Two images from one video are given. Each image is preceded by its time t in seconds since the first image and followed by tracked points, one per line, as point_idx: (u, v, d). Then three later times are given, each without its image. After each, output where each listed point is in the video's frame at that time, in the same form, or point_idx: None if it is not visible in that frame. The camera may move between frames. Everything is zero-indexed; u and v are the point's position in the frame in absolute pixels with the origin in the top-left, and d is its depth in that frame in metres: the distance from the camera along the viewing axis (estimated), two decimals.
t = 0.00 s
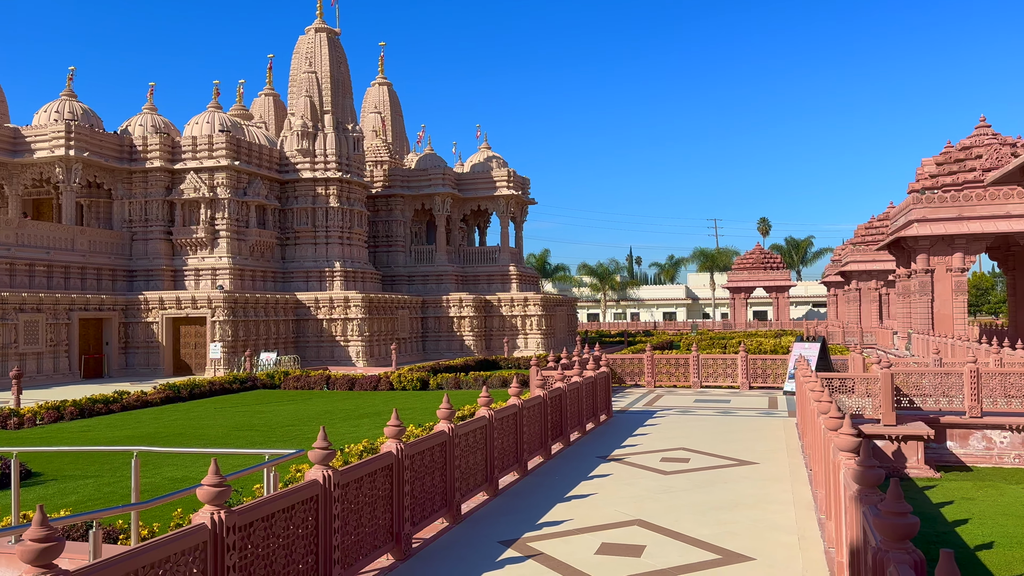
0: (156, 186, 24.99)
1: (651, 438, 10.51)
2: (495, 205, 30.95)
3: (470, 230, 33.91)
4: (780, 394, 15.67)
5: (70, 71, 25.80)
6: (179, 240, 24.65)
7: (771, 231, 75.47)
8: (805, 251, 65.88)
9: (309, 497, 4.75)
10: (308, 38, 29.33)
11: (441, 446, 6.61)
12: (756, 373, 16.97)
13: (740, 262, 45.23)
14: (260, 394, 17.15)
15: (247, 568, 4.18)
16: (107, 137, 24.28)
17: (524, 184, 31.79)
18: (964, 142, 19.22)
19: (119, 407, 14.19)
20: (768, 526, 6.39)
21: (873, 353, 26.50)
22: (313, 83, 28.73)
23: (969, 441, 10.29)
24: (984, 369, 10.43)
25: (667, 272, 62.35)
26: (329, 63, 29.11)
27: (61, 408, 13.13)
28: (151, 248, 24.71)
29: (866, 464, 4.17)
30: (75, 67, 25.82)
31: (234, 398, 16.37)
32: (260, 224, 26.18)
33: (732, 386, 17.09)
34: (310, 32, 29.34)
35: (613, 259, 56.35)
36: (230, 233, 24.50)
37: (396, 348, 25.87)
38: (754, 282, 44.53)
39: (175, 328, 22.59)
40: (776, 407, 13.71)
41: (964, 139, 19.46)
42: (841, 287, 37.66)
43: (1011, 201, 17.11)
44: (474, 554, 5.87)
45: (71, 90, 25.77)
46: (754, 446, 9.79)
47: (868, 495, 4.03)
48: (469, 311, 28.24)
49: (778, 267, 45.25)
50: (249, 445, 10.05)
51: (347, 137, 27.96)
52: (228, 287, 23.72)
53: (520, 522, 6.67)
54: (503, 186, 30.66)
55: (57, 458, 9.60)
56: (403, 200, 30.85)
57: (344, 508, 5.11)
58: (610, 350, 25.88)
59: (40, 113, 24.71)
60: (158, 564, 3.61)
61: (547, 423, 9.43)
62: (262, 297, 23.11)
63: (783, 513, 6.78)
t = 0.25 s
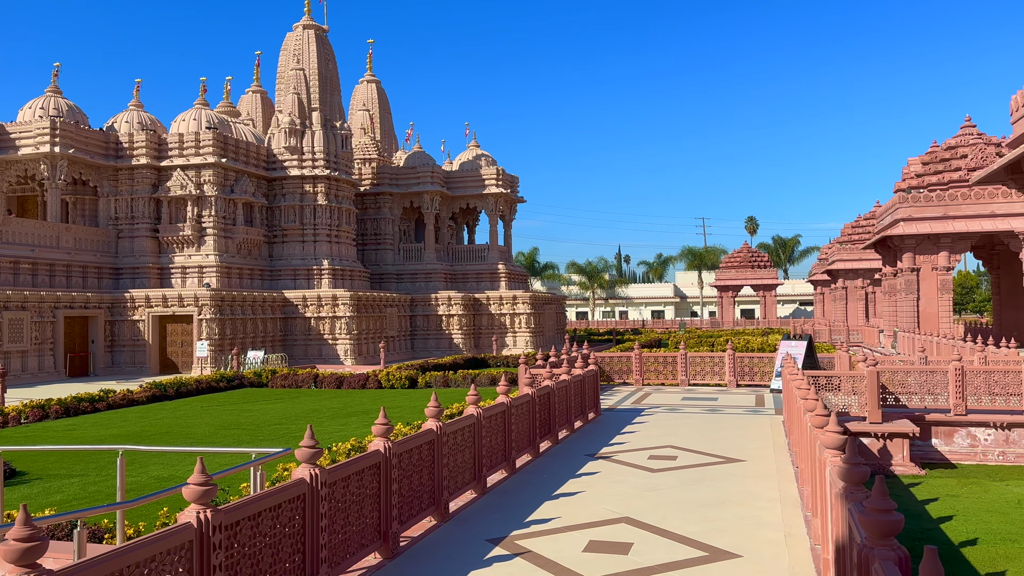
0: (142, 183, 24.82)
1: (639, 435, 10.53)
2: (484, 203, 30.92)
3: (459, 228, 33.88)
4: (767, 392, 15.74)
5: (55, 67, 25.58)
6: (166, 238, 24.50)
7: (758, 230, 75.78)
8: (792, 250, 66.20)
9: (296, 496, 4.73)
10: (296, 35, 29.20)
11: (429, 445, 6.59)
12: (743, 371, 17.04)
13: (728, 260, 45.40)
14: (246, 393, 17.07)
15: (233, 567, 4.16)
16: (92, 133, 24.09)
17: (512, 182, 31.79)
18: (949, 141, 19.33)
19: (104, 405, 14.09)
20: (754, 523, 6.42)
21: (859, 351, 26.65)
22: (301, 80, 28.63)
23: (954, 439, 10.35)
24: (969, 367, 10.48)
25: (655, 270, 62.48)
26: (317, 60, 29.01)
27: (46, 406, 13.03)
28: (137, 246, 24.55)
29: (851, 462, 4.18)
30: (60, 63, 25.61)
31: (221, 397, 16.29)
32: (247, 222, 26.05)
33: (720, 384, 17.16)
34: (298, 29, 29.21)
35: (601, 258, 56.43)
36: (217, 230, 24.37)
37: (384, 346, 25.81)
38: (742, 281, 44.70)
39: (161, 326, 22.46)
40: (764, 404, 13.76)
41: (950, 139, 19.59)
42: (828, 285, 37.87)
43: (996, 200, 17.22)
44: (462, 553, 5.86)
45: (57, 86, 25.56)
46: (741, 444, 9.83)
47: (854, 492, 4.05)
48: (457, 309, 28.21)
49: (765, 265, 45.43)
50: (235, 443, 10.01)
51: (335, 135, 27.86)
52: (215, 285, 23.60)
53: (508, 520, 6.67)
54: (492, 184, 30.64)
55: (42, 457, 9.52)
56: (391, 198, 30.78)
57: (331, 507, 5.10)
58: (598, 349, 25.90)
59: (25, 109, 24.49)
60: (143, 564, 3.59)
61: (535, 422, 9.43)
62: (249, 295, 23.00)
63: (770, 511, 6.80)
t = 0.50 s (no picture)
0: (127, 180, 24.63)
1: (626, 433, 10.56)
2: (472, 202, 30.89)
3: (447, 226, 33.85)
4: (753, 390, 15.82)
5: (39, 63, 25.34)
6: (151, 235, 24.34)
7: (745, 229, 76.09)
8: (779, 249, 66.54)
9: (283, 495, 4.71)
10: (283, 32, 29.05)
11: (417, 443, 6.58)
12: (730, 369, 17.11)
13: (715, 259, 45.57)
14: (233, 391, 16.98)
15: (219, 566, 4.14)
16: (77, 130, 23.89)
17: (501, 180, 31.77)
18: (934, 141, 19.47)
19: (89, 404, 13.98)
20: (741, 520, 6.45)
21: (845, 349, 26.83)
22: (288, 77, 28.48)
23: (938, 437, 10.46)
24: (953, 365, 10.55)
25: (643, 269, 62.62)
26: (305, 57, 28.87)
27: (31, 405, 12.92)
28: (123, 244, 24.37)
29: (837, 459, 4.21)
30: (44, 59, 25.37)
31: (207, 395, 16.19)
32: (234, 220, 25.90)
33: (707, 382, 17.23)
34: (285, 25, 29.06)
35: (589, 256, 56.50)
36: (204, 228, 24.23)
37: (372, 344, 25.75)
38: (729, 279, 44.88)
39: (147, 325, 22.31)
40: (750, 402, 13.83)
41: (935, 138, 19.73)
42: (814, 284, 38.11)
43: (981, 199, 17.36)
44: (449, 551, 5.85)
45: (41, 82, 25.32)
46: (728, 442, 9.87)
47: (839, 490, 4.07)
48: (445, 307, 28.17)
49: (752, 264, 45.62)
50: (222, 442, 9.96)
51: (322, 132, 27.74)
52: (201, 283, 23.47)
53: (496, 518, 6.68)
54: (480, 182, 30.62)
55: (26, 455, 9.44)
56: (379, 195, 30.70)
57: (318, 506, 5.08)
58: (586, 347, 25.94)
59: (8, 106, 24.25)
60: (128, 563, 3.56)
61: (523, 420, 9.44)
62: (235, 293, 22.88)
63: (756, 507, 6.84)
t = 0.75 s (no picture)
0: (112, 177, 24.43)
1: (613, 432, 10.58)
2: (460, 200, 30.84)
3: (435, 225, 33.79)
4: (740, 388, 15.88)
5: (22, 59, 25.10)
6: (136, 233, 24.17)
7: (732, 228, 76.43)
8: (765, 248, 66.86)
9: (268, 494, 4.69)
10: (270, 29, 28.89)
11: (403, 442, 6.57)
12: (716, 367, 17.18)
13: (702, 258, 45.71)
14: (219, 390, 16.88)
15: (204, 566, 4.12)
16: (61, 126, 23.67)
17: (488, 179, 31.74)
18: (919, 141, 19.60)
19: (73, 403, 13.86)
20: (726, 518, 6.48)
21: (831, 348, 26.99)
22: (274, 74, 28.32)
23: (923, 434, 10.52)
24: (937, 364, 10.62)
25: (630, 267, 62.77)
26: (292, 54, 28.72)
27: (14, 404, 12.80)
28: (108, 241, 24.18)
29: (822, 457, 4.23)
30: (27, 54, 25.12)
31: (193, 394, 16.08)
32: (219, 217, 25.74)
33: (694, 380, 17.29)
34: (271, 22, 28.90)
35: (577, 255, 56.57)
36: (189, 226, 24.07)
37: (359, 343, 25.68)
38: (716, 278, 45.04)
39: (131, 323, 22.15)
40: (737, 400, 13.89)
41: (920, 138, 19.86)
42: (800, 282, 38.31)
43: (964, 199, 17.49)
44: (435, 550, 5.84)
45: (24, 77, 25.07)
46: (715, 440, 9.91)
47: (823, 487, 4.10)
48: (433, 306, 28.11)
49: (739, 263, 45.79)
50: (207, 441, 9.90)
51: (309, 130, 27.62)
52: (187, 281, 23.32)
53: (483, 517, 6.68)
54: (468, 180, 30.57)
55: (8, 455, 9.35)
56: (367, 193, 30.60)
57: (303, 505, 5.06)
58: (574, 345, 25.96)
59: None
60: (112, 563, 3.53)
61: (510, 418, 9.44)
62: (221, 291, 22.75)
63: (741, 505, 6.87)
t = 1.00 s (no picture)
0: (96, 174, 24.25)
1: (600, 430, 10.61)
2: (447, 198, 30.80)
3: (422, 223, 33.75)
4: (726, 387, 15.97)
5: (5, 55, 24.86)
6: (120, 231, 24.00)
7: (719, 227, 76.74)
8: (751, 246, 67.19)
9: (254, 493, 4.67)
10: (256, 26, 28.73)
11: (390, 441, 6.56)
12: (702, 365, 17.26)
13: (689, 256, 45.88)
14: (204, 389, 16.79)
15: (189, 565, 4.10)
16: (44, 123, 23.46)
17: (476, 177, 31.72)
18: (903, 141, 19.73)
19: (57, 402, 13.75)
20: (712, 515, 6.51)
21: (816, 346, 27.15)
22: (260, 71, 28.17)
23: (906, 432, 10.63)
24: (920, 362, 10.70)
25: (617, 266, 62.88)
26: (278, 51, 28.58)
27: None
28: (92, 239, 24.01)
29: (806, 454, 4.25)
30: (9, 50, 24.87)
31: (178, 393, 15.99)
32: (205, 215, 25.58)
33: (680, 378, 17.36)
34: (257, 19, 28.74)
35: (564, 253, 56.65)
36: (174, 223, 23.91)
37: (346, 341, 25.61)
38: (702, 277, 45.21)
39: (116, 321, 22.00)
40: (722, 398, 13.97)
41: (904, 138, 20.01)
42: (786, 281, 38.55)
43: (948, 198, 17.64)
44: (421, 548, 5.84)
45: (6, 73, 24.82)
46: (701, 438, 9.96)
47: (807, 485, 4.12)
48: (420, 305, 28.06)
49: (725, 262, 45.98)
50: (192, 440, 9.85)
51: (295, 127, 27.50)
52: (172, 279, 23.18)
53: (470, 515, 6.68)
54: (455, 178, 30.53)
55: None
56: (354, 191, 30.51)
57: (289, 504, 5.04)
58: (561, 344, 26.02)
59: None
60: (95, 562, 3.51)
61: (497, 417, 9.44)
62: (206, 289, 22.62)
63: (727, 503, 6.90)
